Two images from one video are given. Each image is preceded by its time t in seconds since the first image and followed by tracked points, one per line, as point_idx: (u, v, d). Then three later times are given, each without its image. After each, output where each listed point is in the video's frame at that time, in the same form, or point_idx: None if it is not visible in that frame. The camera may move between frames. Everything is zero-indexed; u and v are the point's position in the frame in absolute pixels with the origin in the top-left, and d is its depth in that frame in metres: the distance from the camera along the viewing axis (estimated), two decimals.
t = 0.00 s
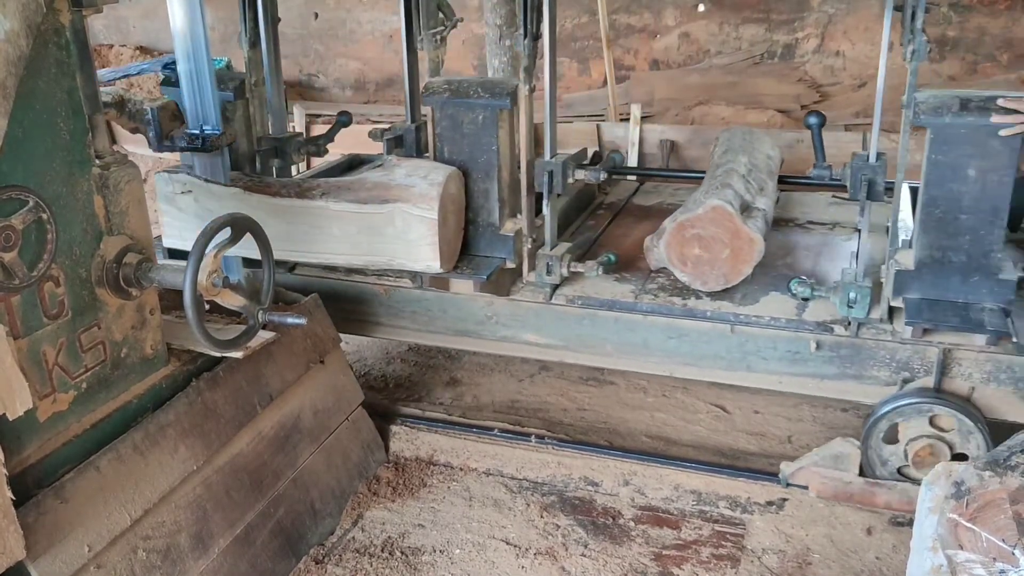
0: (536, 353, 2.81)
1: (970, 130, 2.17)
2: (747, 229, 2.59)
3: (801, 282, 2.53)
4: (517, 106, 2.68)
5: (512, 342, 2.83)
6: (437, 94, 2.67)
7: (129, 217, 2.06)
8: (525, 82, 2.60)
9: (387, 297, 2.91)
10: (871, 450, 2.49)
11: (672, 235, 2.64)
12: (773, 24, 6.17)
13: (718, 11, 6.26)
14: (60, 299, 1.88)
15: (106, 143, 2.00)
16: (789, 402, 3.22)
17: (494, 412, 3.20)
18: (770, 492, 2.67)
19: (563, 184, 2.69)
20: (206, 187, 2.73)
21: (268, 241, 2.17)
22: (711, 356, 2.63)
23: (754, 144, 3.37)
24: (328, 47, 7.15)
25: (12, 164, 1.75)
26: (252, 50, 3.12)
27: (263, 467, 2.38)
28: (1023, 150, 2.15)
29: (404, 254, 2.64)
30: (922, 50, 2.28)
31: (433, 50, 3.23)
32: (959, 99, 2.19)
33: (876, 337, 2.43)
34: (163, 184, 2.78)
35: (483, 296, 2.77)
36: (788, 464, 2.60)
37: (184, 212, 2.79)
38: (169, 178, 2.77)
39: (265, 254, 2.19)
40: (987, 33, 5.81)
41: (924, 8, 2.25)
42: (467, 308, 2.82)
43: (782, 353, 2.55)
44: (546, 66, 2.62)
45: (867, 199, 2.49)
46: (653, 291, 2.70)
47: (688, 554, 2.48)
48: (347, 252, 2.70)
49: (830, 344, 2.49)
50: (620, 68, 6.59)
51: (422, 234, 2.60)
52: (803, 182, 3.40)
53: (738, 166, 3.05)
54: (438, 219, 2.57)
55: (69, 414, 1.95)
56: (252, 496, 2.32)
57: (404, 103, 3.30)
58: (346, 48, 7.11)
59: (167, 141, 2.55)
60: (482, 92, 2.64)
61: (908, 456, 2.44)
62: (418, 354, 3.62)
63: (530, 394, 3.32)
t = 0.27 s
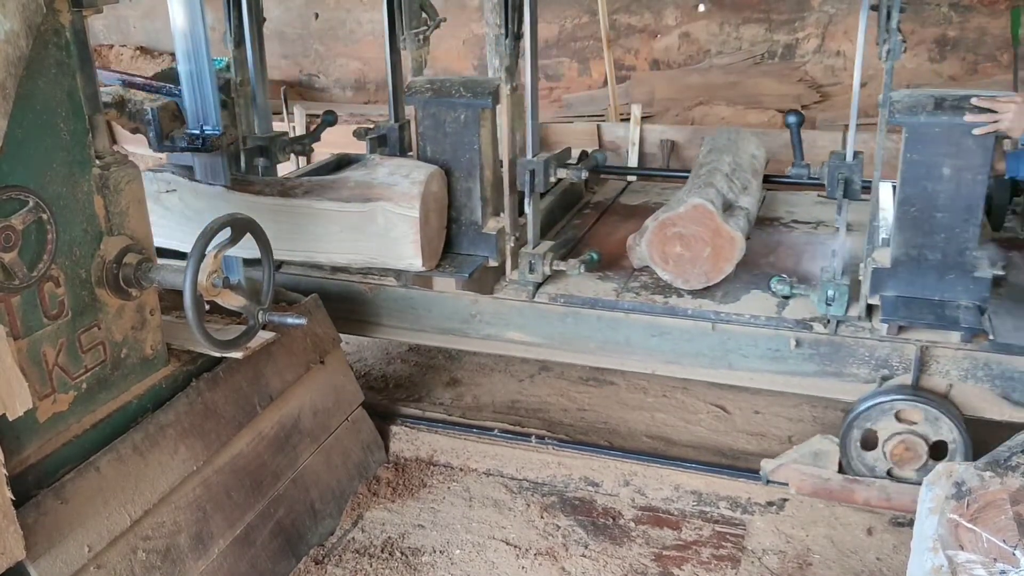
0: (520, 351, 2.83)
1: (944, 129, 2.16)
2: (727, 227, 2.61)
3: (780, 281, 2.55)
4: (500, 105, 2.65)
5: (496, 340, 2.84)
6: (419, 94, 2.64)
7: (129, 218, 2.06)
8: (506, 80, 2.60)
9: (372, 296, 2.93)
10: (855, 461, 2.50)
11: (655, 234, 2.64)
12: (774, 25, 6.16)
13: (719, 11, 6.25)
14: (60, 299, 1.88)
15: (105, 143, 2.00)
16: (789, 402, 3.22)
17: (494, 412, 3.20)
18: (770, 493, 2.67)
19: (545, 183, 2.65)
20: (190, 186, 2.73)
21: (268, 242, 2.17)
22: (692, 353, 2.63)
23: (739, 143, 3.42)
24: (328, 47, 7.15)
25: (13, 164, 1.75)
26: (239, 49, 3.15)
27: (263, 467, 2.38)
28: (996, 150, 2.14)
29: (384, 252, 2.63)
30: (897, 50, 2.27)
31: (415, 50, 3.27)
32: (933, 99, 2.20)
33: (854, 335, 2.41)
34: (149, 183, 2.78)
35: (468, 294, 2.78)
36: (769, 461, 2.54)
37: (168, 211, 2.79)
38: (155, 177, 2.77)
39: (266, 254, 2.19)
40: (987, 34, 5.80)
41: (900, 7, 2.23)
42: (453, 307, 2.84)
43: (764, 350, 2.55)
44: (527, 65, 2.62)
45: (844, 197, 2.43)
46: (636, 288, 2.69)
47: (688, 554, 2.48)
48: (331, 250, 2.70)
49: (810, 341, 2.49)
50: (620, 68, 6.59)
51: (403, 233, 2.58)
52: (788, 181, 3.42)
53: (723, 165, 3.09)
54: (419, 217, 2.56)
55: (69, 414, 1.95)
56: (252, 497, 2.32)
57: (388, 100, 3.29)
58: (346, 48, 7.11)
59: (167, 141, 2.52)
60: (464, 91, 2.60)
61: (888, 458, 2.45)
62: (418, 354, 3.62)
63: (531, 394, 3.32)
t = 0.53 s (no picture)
0: (504, 349, 2.84)
1: (919, 129, 2.18)
2: (709, 226, 2.60)
3: (761, 278, 2.54)
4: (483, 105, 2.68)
5: (482, 339, 2.86)
6: (402, 93, 2.67)
7: (129, 218, 2.06)
8: (488, 80, 2.62)
9: (358, 294, 2.95)
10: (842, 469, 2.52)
11: (636, 233, 2.64)
12: (774, 25, 6.16)
13: (719, 12, 6.25)
14: (61, 299, 1.88)
15: (106, 143, 2.00)
16: (789, 403, 3.22)
17: (494, 412, 3.20)
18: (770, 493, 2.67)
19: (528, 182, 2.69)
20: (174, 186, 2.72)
21: (268, 242, 2.18)
22: (674, 352, 2.65)
23: (725, 142, 3.42)
24: (328, 48, 7.15)
25: (13, 165, 1.75)
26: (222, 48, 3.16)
27: (264, 468, 2.38)
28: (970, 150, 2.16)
29: (367, 251, 2.64)
30: (872, 50, 2.29)
31: (399, 49, 3.31)
32: (907, 99, 2.22)
33: (833, 333, 2.42)
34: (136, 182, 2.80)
35: (451, 292, 2.80)
36: (749, 458, 2.62)
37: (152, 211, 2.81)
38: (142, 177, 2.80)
39: (267, 254, 2.19)
40: (988, 34, 5.81)
41: (875, 7, 2.26)
42: (438, 306, 2.86)
43: (744, 349, 2.57)
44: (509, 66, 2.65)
45: (822, 195, 2.44)
46: (618, 287, 2.69)
47: (688, 554, 2.48)
48: (313, 249, 2.70)
49: (789, 339, 2.51)
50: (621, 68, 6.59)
51: (386, 232, 2.59)
52: (773, 181, 3.44)
53: (708, 165, 3.11)
54: (401, 216, 2.57)
55: (70, 414, 1.95)
56: (252, 497, 2.32)
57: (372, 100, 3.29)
58: (346, 48, 7.12)
59: (167, 141, 2.48)
60: (446, 91, 2.63)
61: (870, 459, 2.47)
62: (418, 355, 3.62)
63: (531, 394, 3.32)
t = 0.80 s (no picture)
0: (488, 347, 2.85)
1: (893, 127, 2.21)
2: (689, 224, 2.63)
3: (740, 277, 2.57)
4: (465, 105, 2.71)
5: (466, 337, 2.86)
6: (384, 93, 2.70)
7: (130, 218, 2.06)
8: (470, 80, 2.65)
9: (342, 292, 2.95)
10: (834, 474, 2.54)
11: (618, 231, 2.67)
12: (774, 25, 6.17)
13: (720, 11, 6.25)
14: (61, 299, 1.88)
15: (106, 143, 2.00)
16: (789, 403, 3.22)
17: (495, 412, 3.20)
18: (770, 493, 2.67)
19: (510, 180, 2.70)
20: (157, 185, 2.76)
21: (269, 242, 2.18)
22: (656, 350, 2.64)
23: (707, 139, 3.43)
24: (329, 48, 7.16)
25: (13, 165, 1.75)
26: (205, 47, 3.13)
27: (264, 468, 2.38)
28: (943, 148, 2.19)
29: (350, 249, 2.66)
30: (848, 49, 2.30)
31: (382, 50, 3.19)
32: (883, 98, 2.25)
33: (811, 331, 2.43)
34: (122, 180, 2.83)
35: (435, 290, 2.81)
36: (729, 455, 2.61)
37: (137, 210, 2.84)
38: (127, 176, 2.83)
39: (267, 254, 2.19)
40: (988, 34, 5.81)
41: (851, 7, 2.26)
42: (422, 305, 2.88)
43: (724, 346, 2.56)
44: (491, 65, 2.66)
45: (799, 195, 2.40)
46: (599, 285, 2.71)
47: (689, 554, 2.48)
48: (295, 248, 2.72)
49: (769, 337, 2.51)
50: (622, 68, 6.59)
51: (368, 231, 2.62)
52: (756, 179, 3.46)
53: (690, 164, 3.13)
54: (383, 215, 2.60)
55: (70, 414, 1.95)
56: (253, 497, 2.32)
57: (354, 100, 3.27)
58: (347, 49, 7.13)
59: (167, 142, 2.51)
60: (428, 90, 2.67)
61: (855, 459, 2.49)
62: (418, 355, 3.62)
63: (531, 394, 3.32)
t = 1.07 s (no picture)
0: (472, 344, 2.84)
1: (867, 126, 2.22)
2: (670, 223, 2.67)
3: (719, 275, 2.59)
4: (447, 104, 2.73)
5: (449, 335, 2.86)
6: (367, 92, 2.72)
7: (130, 218, 2.06)
8: (452, 79, 2.65)
9: (327, 290, 2.96)
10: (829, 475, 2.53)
11: (600, 229, 2.71)
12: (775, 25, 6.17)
13: (720, 11, 6.26)
14: (61, 299, 1.88)
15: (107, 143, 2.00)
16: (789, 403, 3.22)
17: (495, 412, 3.20)
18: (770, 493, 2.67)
19: (492, 179, 2.70)
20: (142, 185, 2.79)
21: (269, 242, 2.18)
22: (639, 347, 2.65)
23: (691, 138, 3.46)
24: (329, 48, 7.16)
25: (14, 165, 1.75)
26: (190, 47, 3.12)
27: (264, 468, 2.38)
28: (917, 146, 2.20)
29: (332, 246, 2.72)
30: (823, 49, 2.28)
31: (364, 49, 3.17)
32: (857, 97, 2.26)
33: (790, 328, 2.45)
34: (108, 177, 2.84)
35: (419, 288, 2.82)
36: (709, 452, 2.64)
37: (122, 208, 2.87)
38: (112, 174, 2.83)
39: (268, 255, 2.19)
40: (989, 34, 5.81)
41: (827, 6, 2.24)
42: (407, 302, 2.88)
43: (704, 344, 2.58)
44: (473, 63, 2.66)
45: (776, 193, 2.39)
46: (582, 283, 2.73)
47: (689, 554, 2.48)
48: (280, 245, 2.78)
49: (749, 335, 2.52)
50: (622, 68, 6.59)
51: (350, 229, 2.68)
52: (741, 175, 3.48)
53: (674, 163, 3.15)
54: (365, 213, 2.65)
55: (71, 414, 1.96)
56: (253, 497, 2.32)
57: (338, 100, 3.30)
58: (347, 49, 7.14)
59: (168, 142, 2.54)
60: (410, 89, 2.68)
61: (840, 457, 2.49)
62: (418, 354, 3.63)
63: (531, 394, 3.32)
